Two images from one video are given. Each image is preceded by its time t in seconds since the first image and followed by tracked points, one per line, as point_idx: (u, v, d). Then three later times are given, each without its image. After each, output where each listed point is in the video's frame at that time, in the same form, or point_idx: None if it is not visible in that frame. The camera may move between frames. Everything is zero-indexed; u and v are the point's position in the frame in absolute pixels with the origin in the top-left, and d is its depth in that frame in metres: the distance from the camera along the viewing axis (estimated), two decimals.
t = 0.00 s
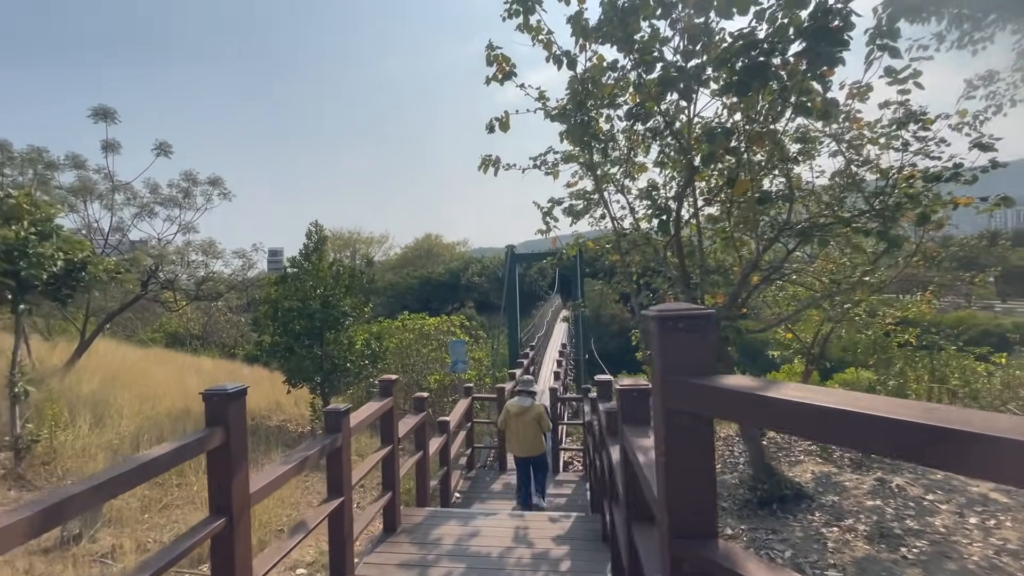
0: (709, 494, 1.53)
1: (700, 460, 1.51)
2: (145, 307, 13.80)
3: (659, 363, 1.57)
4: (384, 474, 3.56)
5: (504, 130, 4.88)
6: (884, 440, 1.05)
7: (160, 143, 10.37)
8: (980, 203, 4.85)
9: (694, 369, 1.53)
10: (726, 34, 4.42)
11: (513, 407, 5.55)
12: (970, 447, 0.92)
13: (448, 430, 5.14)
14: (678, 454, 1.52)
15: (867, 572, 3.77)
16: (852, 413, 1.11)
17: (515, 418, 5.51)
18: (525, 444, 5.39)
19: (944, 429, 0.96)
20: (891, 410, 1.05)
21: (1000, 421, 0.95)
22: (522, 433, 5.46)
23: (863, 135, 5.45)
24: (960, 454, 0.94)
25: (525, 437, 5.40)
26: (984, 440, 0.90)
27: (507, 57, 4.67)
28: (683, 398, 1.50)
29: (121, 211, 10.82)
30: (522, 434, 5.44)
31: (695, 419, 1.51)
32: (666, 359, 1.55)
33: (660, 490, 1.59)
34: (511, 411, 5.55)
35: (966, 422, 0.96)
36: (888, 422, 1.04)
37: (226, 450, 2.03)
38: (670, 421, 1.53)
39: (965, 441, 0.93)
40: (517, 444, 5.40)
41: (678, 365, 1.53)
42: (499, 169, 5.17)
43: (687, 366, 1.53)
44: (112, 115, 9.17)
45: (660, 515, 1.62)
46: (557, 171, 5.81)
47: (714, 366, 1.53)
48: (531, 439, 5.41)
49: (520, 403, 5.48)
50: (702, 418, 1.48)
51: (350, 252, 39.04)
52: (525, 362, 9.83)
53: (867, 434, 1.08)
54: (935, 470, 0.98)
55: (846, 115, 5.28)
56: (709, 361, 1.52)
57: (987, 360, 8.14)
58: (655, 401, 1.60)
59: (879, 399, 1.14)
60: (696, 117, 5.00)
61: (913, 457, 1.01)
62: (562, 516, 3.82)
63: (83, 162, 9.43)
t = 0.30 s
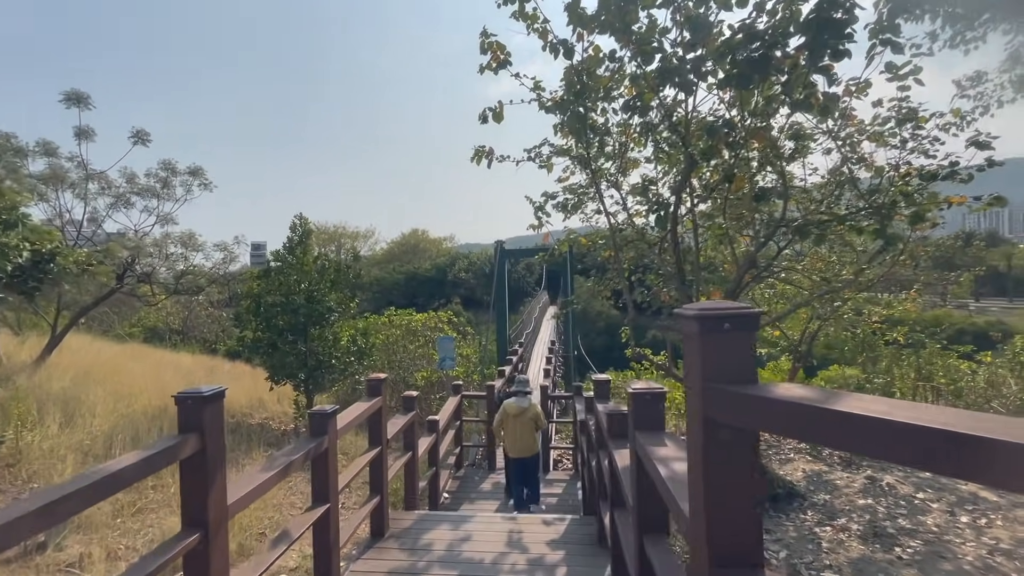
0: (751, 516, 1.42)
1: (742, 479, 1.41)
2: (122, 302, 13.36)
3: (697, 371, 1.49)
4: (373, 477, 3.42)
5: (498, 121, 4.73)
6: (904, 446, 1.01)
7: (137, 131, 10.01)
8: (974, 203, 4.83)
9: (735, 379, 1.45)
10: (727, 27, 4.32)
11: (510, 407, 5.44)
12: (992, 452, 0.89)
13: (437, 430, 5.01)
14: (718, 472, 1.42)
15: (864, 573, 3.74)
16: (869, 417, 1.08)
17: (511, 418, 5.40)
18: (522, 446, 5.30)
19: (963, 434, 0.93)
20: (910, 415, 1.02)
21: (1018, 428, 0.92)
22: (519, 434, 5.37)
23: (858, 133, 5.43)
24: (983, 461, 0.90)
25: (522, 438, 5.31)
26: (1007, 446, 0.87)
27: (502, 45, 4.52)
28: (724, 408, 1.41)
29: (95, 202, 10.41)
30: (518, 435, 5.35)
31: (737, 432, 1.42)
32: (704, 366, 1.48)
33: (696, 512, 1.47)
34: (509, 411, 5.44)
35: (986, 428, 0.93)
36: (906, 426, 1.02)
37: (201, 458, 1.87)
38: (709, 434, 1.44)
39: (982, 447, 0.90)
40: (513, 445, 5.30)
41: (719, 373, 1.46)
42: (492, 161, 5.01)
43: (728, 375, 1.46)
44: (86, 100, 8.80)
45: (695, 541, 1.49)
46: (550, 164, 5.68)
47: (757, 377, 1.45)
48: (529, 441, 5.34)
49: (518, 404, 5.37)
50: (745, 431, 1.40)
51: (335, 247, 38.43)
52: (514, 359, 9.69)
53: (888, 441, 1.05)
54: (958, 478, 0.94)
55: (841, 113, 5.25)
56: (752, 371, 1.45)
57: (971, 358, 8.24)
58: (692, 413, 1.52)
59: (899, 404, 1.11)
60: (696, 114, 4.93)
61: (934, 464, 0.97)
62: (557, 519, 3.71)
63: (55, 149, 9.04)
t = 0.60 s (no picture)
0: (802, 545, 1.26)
1: (795, 504, 1.25)
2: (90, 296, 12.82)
3: (744, 380, 1.30)
4: (355, 482, 3.25)
5: (486, 110, 4.55)
6: (885, 449, 1.02)
7: (106, 117, 9.55)
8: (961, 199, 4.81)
9: (787, 389, 1.27)
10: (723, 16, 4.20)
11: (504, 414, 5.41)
12: (967, 455, 0.89)
13: (422, 430, 4.85)
14: (769, 495, 1.25)
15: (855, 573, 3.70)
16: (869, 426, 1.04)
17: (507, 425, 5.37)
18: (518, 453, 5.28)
19: (942, 437, 0.93)
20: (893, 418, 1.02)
21: (1013, 431, 0.90)
22: (515, 441, 5.34)
23: (849, 129, 5.40)
24: (963, 464, 0.90)
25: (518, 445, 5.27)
26: (979, 448, 0.88)
27: (491, 30, 4.34)
28: (775, 425, 1.24)
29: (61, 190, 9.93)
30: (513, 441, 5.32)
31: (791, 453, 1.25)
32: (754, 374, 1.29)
33: (736, 538, 1.32)
34: (504, 418, 5.39)
35: (964, 430, 0.93)
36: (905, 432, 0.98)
37: (156, 471, 1.68)
38: (757, 453, 1.27)
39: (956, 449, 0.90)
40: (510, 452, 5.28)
41: (771, 384, 1.27)
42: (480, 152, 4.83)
43: (780, 386, 1.27)
44: (49, 83, 8.34)
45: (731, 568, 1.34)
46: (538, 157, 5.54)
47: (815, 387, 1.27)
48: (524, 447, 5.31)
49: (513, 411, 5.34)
50: (801, 450, 1.23)
51: (316, 241, 37.72)
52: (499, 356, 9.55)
53: (873, 443, 1.04)
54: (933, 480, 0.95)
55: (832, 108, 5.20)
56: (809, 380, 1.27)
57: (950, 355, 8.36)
58: (737, 427, 1.34)
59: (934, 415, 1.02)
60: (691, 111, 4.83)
61: (924, 472, 0.96)
62: (546, 523, 3.58)
63: (16, 134, 8.56)
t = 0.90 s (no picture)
0: None
1: (865, 552, 1.08)
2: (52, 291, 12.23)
3: (804, 403, 1.12)
4: (333, 488, 3.07)
5: (471, 99, 4.36)
6: (913, 476, 0.98)
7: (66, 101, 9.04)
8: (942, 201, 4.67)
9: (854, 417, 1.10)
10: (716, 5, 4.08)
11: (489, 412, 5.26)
12: (997, 487, 0.87)
13: (402, 431, 4.68)
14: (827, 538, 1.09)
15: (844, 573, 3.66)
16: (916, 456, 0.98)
17: (492, 424, 5.23)
18: (502, 452, 5.18)
19: (966, 465, 0.91)
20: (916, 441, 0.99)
21: None
22: (499, 440, 5.23)
23: (835, 126, 5.37)
24: (990, 498, 0.88)
25: (503, 445, 5.16)
26: (1013, 480, 0.85)
27: (477, 16, 4.15)
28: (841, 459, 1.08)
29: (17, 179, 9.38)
30: (498, 441, 5.20)
31: (859, 496, 1.08)
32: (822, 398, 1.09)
33: None
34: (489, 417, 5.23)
35: (987, 456, 0.91)
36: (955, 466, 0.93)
37: (100, 490, 1.49)
38: (818, 490, 1.10)
39: (989, 481, 0.88)
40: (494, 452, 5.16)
41: (842, 409, 1.08)
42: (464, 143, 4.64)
43: (852, 413, 1.09)
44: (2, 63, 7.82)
45: None
46: (523, 150, 5.38)
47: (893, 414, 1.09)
48: (509, 447, 5.21)
49: (500, 410, 5.19)
50: (873, 490, 1.06)
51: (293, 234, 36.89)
52: (482, 353, 9.39)
53: (898, 468, 1.00)
54: (953, 508, 0.94)
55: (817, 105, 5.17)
56: (886, 405, 1.08)
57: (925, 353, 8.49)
58: (793, 452, 1.16)
59: (1013, 451, 0.93)
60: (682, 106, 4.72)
61: (950, 503, 0.94)
62: (533, 529, 3.45)
63: None
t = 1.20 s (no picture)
0: None
1: None
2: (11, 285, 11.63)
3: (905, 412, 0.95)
4: (315, 493, 2.91)
5: (458, 87, 4.20)
6: None
7: (24, 83, 8.54)
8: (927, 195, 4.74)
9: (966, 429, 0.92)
10: None
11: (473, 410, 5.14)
12: None
13: (387, 430, 4.53)
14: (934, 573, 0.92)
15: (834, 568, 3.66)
16: None
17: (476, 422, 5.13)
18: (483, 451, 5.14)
19: None
20: None
21: None
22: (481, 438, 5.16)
23: (823, 120, 5.37)
24: None
25: (485, 444, 5.11)
26: None
27: None
28: (954, 480, 0.90)
29: None
30: (480, 440, 5.13)
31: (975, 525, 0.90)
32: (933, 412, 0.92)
33: None
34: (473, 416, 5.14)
35: None
36: None
37: (59, 511, 1.34)
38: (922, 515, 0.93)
39: None
40: (475, 450, 5.11)
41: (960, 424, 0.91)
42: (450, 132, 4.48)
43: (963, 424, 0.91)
44: None
45: None
46: (511, 141, 5.26)
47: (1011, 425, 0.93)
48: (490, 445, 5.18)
49: (484, 409, 5.09)
50: (992, 516, 0.89)
51: (268, 227, 36.01)
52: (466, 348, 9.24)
53: None
54: None
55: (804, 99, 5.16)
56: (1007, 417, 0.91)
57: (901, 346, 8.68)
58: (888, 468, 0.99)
59: None
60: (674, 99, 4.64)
61: None
62: (525, 530, 3.36)
63: None
